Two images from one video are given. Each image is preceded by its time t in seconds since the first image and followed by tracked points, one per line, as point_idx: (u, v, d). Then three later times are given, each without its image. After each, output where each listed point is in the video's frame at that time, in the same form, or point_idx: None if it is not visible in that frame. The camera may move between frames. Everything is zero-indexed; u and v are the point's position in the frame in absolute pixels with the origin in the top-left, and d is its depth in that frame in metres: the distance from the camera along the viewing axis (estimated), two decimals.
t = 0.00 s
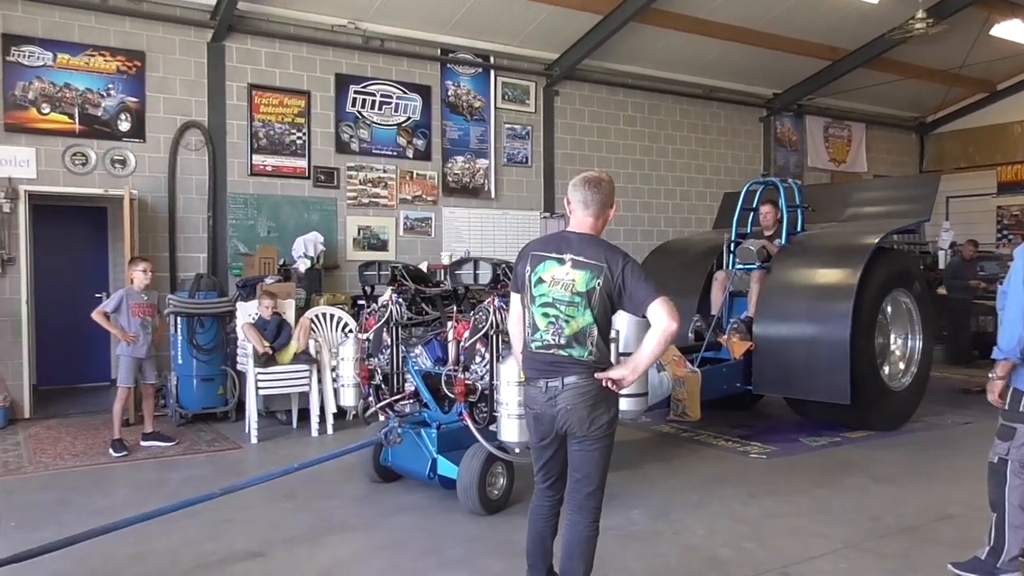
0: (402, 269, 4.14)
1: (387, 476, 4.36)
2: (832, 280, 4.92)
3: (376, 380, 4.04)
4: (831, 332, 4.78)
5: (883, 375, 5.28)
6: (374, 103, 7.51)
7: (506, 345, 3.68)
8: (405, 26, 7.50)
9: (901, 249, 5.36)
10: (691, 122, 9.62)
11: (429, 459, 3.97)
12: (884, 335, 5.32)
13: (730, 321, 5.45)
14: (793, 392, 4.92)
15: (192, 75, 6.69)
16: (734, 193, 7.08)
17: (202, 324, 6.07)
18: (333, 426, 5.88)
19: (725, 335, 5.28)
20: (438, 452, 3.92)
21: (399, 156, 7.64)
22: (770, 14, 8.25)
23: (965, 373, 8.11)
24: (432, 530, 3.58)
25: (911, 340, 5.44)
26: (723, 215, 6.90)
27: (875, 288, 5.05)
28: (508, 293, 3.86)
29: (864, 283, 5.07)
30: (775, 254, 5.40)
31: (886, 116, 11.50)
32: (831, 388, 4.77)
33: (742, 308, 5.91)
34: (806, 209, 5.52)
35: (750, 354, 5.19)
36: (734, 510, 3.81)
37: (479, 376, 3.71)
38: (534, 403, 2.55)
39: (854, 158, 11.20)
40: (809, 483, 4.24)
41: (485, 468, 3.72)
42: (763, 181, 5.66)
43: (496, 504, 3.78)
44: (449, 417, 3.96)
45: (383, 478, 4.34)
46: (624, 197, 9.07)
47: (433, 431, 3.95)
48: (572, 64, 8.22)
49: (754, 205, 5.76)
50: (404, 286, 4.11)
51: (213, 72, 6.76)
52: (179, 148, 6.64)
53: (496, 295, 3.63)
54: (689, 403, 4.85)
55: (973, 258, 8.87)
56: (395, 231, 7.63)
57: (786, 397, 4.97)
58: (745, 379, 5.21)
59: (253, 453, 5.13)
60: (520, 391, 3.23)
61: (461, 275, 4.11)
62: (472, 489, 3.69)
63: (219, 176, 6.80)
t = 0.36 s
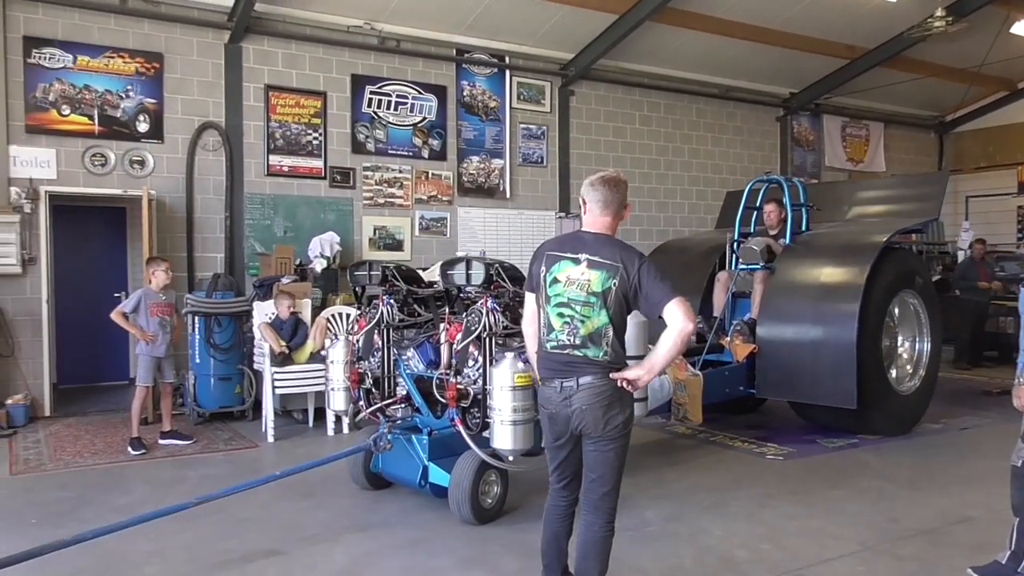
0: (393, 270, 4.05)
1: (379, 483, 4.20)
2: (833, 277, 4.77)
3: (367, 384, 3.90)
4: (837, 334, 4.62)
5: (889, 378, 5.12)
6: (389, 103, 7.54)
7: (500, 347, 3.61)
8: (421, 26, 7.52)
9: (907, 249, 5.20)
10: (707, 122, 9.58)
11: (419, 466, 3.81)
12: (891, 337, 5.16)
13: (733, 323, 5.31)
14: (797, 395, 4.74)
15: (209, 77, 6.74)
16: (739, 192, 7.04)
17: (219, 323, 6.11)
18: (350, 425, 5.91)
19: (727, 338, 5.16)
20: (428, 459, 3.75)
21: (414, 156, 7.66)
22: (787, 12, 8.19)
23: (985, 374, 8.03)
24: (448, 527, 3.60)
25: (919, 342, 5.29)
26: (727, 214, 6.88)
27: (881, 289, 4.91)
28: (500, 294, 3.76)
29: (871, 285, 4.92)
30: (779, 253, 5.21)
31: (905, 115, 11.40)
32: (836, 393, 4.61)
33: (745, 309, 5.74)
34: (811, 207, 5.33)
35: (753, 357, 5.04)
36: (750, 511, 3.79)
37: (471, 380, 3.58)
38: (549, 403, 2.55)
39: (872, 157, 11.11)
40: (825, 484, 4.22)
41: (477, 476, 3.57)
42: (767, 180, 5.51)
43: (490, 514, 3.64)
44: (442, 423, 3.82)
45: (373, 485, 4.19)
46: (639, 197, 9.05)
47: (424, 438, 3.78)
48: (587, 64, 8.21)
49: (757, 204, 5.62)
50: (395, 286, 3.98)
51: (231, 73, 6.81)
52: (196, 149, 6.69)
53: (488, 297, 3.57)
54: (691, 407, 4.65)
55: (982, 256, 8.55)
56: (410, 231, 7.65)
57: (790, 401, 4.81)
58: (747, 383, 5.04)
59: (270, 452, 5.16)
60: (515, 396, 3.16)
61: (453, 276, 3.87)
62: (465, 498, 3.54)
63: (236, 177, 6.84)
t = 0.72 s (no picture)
0: (382, 270, 3.88)
1: (365, 492, 4.05)
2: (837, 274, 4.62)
3: (355, 390, 3.70)
4: (844, 335, 4.43)
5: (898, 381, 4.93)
6: (407, 104, 7.56)
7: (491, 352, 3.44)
8: (439, 27, 7.54)
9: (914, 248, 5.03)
10: (725, 121, 9.54)
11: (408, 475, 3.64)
12: (898, 338, 4.97)
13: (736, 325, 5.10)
14: (802, 400, 4.56)
15: (228, 78, 6.79)
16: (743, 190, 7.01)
17: (238, 323, 6.16)
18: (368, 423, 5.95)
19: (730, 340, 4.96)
20: (418, 467, 3.58)
21: (431, 157, 7.68)
22: (806, 11, 8.14)
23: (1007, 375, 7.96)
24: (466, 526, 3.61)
25: (928, 345, 5.10)
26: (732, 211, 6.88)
27: (891, 290, 4.75)
28: (490, 294, 3.65)
29: (880, 284, 4.77)
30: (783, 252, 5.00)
31: (924, 114, 11.30)
32: (842, 397, 4.40)
33: (749, 310, 5.52)
34: (816, 203, 5.13)
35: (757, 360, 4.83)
36: (769, 513, 3.77)
37: (462, 385, 3.39)
38: (566, 403, 2.55)
39: (892, 156, 11.02)
40: (844, 486, 4.18)
41: (469, 486, 3.42)
42: (770, 177, 5.33)
43: (483, 525, 3.50)
44: (432, 429, 3.65)
45: (363, 493, 4.04)
46: (656, 197, 9.03)
47: (413, 446, 3.60)
48: (604, 63, 8.19)
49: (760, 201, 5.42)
50: (385, 287, 3.82)
51: (249, 75, 6.85)
52: (215, 150, 6.73)
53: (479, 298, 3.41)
54: (693, 411, 4.46)
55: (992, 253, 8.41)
56: (427, 232, 7.67)
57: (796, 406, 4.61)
58: (751, 388, 4.83)
59: (289, 451, 5.20)
60: (506, 403, 3.01)
61: (442, 276, 3.75)
62: (453, 509, 3.40)
63: (255, 178, 6.89)
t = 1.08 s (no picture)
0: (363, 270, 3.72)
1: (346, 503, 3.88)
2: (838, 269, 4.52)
3: (335, 395, 3.62)
4: (843, 337, 4.32)
5: (899, 385, 4.80)
6: (418, 105, 7.57)
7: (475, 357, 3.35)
8: (450, 28, 7.55)
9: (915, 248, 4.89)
10: (738, 120, 9.50)
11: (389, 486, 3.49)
12: (900, 341, 4.83)
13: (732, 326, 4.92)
14: (801, 403, 4.45)
15: (241, 80, 6.82)
16: (737, 190, 6.96)
17: (251, 323, 6.19)
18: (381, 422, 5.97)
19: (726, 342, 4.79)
20: (398, 477, 3.43)
21: (443, 157, 7.69)
22: (819, 9, 8.09)
23: None
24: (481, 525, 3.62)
25: (930, 347, 4.97)
26: (727, 211, 6.82)
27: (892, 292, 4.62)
28: (473, 295, 3.46)
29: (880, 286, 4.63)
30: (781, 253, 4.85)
31: (939, 112, 11.21)
32: (842, 403, 4.31)
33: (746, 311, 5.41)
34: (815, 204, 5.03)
35: (755, 362, 4.67)
36: (782, 514, 3.75)
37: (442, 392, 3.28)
38: (577, 404, 2.55)
39: (907, 155, 10.94)
40: (859, 487, 4.15)
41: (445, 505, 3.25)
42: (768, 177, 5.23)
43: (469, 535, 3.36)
44: (415, 438, 3.55)
45: (341, 505, 3.88)
46: (668, 197, 9.01)
47: (394, 454, 3.45)
48: (615, 63, 8.17)
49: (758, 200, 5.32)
50: (366, 288, 3.68)
51: (262, 76, 6.88)
52: (228, 151, 6.77)
53: (460, 300, 3.33)
54: (688, 416, 4.35)
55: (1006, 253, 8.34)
56: (439, 232, 7.68)
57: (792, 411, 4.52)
58: (747, 391, 4.68)
59: (302, 450, 5.22)
60: (489, 411, 2.98)
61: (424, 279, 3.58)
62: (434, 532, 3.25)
63: (267, 178, 6.92)
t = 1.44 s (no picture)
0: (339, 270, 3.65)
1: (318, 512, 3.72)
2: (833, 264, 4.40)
3: (308, 400, 3.47)
4: (841, 340, 4.18)
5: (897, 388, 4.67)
6: (428, 104, 7.58)
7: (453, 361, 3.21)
8: (461, 28, 7.55)
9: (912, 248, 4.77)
10: (748, 119, 9.47)
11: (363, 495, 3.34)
12: (898, 343, 4.71)
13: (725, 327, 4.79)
14: (798, 406, 4.30)
15: (251, 80, 6.84)
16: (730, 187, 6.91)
17: (262, 322, 6.22)
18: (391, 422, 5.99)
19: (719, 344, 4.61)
20: (372, 487, 3.27)
21: (453, 156, 7.69)
22: (829, 8, 8.04)
23: None
24: (490, 525, 3.62)
25: (928, 350, 4.85)
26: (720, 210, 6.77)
27: (889, 291, 4.51)
28: (449, 296, 3.36)
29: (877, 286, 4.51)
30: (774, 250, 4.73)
31: (951, 110, 11.13)
32: (837, 406, 4.17)
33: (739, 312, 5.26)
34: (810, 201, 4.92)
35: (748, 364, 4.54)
36: (792, 514, 3.74)
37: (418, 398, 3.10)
38: (586, 403, 2.55)
39: (919, 154, 10.87)
40: (870, 488, 4.13)
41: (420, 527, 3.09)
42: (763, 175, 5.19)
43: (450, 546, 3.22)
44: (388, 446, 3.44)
45: (313, 514, 3.71)
46: (678, 196, 8.99)
47: (367, 464, 3.29)
48: (625, 63, 8.16)
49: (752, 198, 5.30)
50: (341, 289, 3.63)
51: (273, 76, 6.91)
52: (239, 151, 6.79)
53: (437, 301, 3.21)
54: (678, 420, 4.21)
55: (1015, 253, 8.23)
56: (448, 231, 7.69)
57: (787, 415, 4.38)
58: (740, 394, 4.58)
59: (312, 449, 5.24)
60: (465, 419, 2.84)
61: (399, 279, 3.42)
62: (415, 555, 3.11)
63: (278, 178, 6.94)
